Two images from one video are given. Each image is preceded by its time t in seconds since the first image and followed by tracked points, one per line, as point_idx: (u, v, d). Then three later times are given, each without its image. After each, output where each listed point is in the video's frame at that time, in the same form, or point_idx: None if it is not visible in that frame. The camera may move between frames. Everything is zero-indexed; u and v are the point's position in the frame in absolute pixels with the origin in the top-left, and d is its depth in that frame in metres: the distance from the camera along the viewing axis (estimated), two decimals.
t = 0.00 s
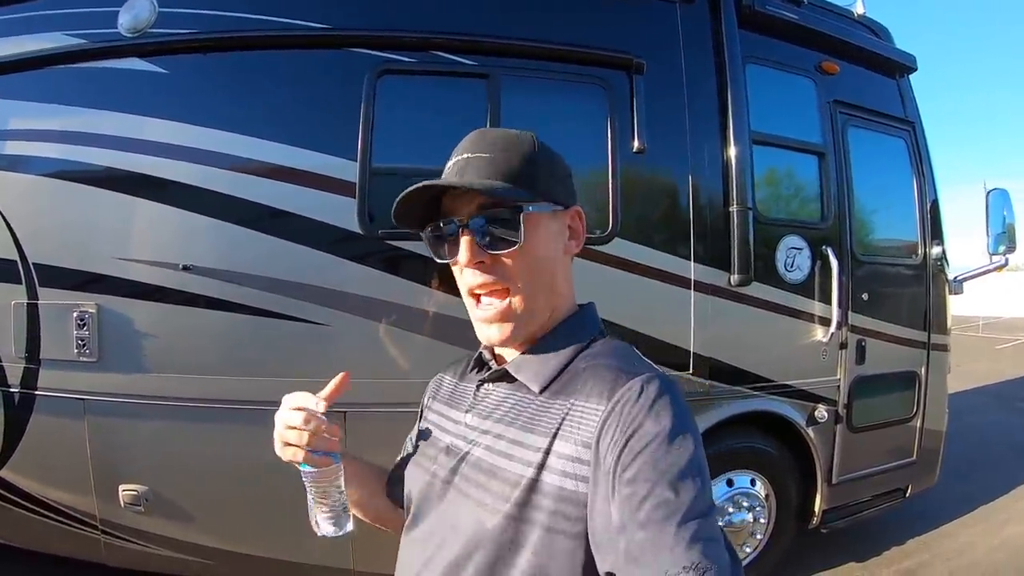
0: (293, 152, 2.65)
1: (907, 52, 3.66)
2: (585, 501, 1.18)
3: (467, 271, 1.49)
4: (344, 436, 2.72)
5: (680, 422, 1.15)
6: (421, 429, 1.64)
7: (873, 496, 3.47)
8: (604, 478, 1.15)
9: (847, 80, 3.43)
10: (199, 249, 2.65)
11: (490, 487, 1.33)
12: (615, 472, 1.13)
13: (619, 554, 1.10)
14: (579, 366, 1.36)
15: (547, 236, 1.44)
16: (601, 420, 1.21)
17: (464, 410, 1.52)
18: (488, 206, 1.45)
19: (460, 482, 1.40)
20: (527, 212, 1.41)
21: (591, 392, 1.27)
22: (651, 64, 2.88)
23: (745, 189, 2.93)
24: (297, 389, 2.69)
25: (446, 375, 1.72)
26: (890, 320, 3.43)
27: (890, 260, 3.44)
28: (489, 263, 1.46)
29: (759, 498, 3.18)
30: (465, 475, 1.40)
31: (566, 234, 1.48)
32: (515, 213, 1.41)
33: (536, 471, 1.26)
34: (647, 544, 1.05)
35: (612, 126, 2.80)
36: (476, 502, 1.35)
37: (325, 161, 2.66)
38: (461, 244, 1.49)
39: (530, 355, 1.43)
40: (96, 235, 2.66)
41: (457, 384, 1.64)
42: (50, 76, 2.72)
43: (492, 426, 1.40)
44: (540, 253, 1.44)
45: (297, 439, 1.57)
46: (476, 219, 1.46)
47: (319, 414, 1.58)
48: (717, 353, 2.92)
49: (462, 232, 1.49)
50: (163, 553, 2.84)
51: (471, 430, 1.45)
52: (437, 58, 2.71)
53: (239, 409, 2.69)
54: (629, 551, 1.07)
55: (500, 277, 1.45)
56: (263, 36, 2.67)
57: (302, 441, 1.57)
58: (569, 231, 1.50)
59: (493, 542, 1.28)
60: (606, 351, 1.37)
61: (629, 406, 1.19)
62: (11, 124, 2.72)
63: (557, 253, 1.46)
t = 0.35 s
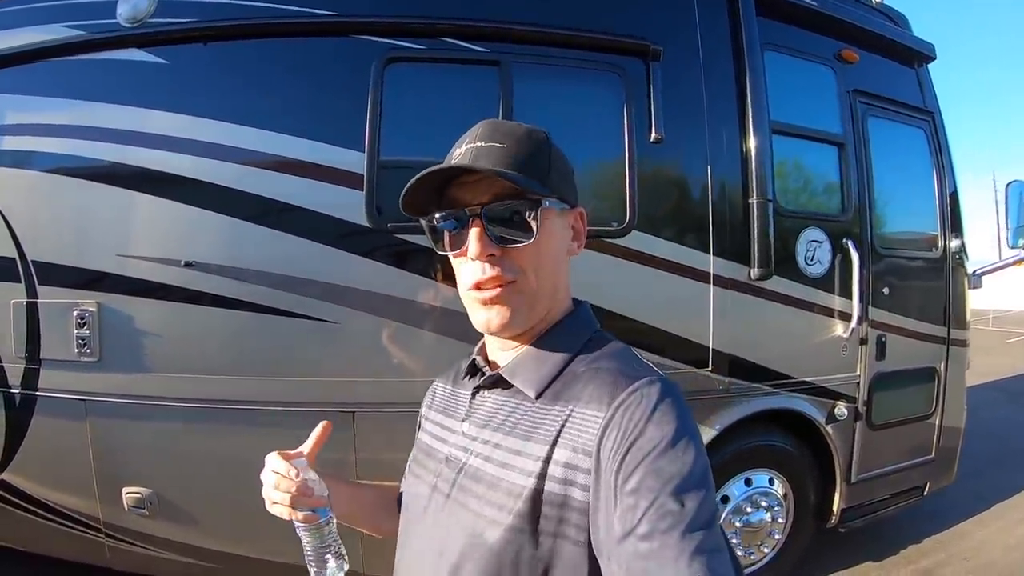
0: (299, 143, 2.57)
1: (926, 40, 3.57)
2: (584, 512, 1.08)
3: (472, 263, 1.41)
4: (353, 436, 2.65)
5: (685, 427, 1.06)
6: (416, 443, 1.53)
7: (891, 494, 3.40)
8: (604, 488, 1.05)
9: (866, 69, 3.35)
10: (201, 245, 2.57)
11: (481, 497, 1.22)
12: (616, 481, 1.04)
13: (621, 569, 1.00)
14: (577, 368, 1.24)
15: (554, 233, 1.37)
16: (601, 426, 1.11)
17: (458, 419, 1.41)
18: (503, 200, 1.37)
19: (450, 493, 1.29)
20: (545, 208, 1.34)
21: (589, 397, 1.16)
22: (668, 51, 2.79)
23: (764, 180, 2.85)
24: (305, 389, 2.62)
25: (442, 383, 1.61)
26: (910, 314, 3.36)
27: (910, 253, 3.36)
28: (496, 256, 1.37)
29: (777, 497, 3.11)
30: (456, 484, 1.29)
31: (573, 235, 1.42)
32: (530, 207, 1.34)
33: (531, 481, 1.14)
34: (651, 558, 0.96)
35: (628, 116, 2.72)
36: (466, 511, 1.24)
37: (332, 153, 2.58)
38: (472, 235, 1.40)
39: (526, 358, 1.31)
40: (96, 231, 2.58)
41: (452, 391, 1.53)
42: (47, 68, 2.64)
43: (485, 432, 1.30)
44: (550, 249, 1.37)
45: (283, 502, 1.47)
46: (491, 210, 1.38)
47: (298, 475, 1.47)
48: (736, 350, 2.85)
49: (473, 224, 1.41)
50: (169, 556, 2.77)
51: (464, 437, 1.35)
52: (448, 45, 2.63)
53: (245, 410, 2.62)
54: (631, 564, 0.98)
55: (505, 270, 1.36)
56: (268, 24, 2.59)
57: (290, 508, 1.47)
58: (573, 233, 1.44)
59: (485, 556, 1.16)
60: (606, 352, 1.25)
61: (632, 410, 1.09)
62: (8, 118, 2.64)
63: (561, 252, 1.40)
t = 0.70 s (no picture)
0: (305, 142, 2.58)
1: (931, 36, 3.57)
2: (594, 511, 1.09)
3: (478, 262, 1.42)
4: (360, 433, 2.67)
5: (691, 425, 1.07)
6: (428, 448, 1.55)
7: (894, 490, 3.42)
8: (614, 487, 1.07)
9: (870, 65, 3.34)
10: (208, 244, 2.59)
11: (493, 498, 1.24)
12: (624, 479, 1.05)
13: (631, 566, 1.01)
14: (585, 369, 1.25)
15: (560, 236, 1.38)
16: (609, 425, 1.12)
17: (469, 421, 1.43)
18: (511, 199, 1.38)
19: (463, 494, 1.31)
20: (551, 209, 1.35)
21: (597, 397, 1.18)
22: (672, 49, 2.79)
23: (768, 176, 2.86)
24: (311, 386, 2.64)
25: (452, 388, 1.62)
26: (914, 310, 3.37)
27: (914, 250, 3.37)
28: (502, 256, 1.38)
29: (781, 492, 3.13)
30: (468, 486, 1.31)
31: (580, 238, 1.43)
32: (538, 207, 1.35)
33: (542, 481, 1.16)
34: (659, 554, 0.97)
35: (633, 112, 2.72)
36: (479, 513, 1.26)
37: (338, 152, 2.59)
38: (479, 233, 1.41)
39: (535, 360, 1.32)
40: (103, 230, 2.60)
41: (463, 395, 1.54)
42: (53, 68, 2.65)
43: (495, 434, 1.31)
44: (556, 250, 1.38)
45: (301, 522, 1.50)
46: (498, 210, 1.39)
47: (312, 494, 1.51)
48: (740, 346, 2.86)
49: (480, 220, 1.42)
50: (178, 552, 2.80)
51: (475, 439, 1.36)
52: (453, 43, 2.63)
53: (252, 407, 2.64)
54: (640, 561, 0.99)
55: (510, 270, 1.38)
56: (273, 24, 2.59)
57: (309, 527, 1.50)
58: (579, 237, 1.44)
59: (497, 555, 1.18)
60: (613, 353, 1.27)
61: (639, 409, 1.10)
62: (13, 118, 2.65)
63: (566, 256, 1.40)
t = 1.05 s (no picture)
0: (315, 145, 2.60)
1: (940, 38, 3.56)
2: (612, 514, 1.11)
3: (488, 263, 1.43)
4: (370, 434, 2.68)
5: (706, 428, 1.08)
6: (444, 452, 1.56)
7: (902, 492, 3.42)
8: (630, 491, 1.08)
9: (878, 67, 3.34)
10: (219, 246, 2.60)
11: (510, 502, 1.25)
12: (640, 483, 1.06)
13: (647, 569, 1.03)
14: (601, 373, 1.26)
15: (572, 239, 1.38)
16: (624, 429, 1.13)
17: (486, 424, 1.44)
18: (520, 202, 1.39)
19: (481, 499, 1.32)
20: (560, 210, 1.36)
21: (612, 401, 1.18)
22: (680, 52, 2.80)
23: (776, 179, 2.87)
24: (321, 387, 2.65)
25: (467, 391, 1.63)
26: (922, 312, 3.36)
27: (922, 252, 3.36)
28: (512, 258, 1.39)
29: (789, 493, 3.14)
30: (485, 489, 1.32)
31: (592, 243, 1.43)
32: (548, 211, 1.36)
33: (559, 485, 1.17)
34: (675, 557, 0.98)
35: (641, 115, 2.73)
36: (496, 516, 1.27)
37: (347, 154, 2.60)
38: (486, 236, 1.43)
39: (552, 365, 1.33)
40: (115, 233, 2.62)
41: (479, 399, 1.56)
42: (64, 72, 2.67)
43: (511, 438, 1.32)
44: (566, 253, 1.38)
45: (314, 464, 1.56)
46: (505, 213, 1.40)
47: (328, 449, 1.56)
48: (748, 348, 2.87)
49: (489, 223, 1.43)
50: (187, 552, 2.82)
51: (492, 443, 1.37)
52: (462, 47, 2.64)
53: (262, 408, 2.66)
54: (656, 563, 1.01)
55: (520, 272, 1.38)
56: (283, 27, 2.61)
57: (318, 474, 1.56)
58: (593, 241, 1.44)
59: (513, 559, 1.20)
60: (628, 356, 1.27)
61: (654, 413, 1.11)
62: (26, 121, 2.68)
63: (577, 259, 1.40)
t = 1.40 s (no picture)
0: (321, 146, 2.62)
1: (937, 35, 3.59)
2: (636, 498, 1.13)
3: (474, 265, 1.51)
4: (377, 433, 2.70)
5: (730, 415, 1.09)
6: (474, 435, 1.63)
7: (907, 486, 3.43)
8: (654, 476, 1.10)
9: (877, 65, 3.37)
10: (227, 246, 2.63)
11: (536, 486, 1.29)
12: (663, 469, 1.08)
13: (668, 553, 1.05)
14: (625, 358, 1.28)
15: (545, 230, 1.36)
16: (648, 415, 1.15)
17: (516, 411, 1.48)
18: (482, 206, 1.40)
19: (508, 484, 1.36)
20: (506, 207, 1.33)
21: (637, 386, 1.20)
22: (681, 51, 2.83)
23: (777, 177, 2.89)
24: (329, 386, 2.67)
25: (496, 376, 1.70)
26: (924, 308, 3.38)
27: (923, 247, 3.39)
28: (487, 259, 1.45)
29: (794, 488, 3.16)
30: (514, 474, 1.36)
31: (572, 224, 1.37)
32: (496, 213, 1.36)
33: (583, 470, 1.21)
34: (696, 543, 1.00)
35: (643, 115, 2.76)
36: (522, 500, 1.31)
37: (352, 155, 2.63)
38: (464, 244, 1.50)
39: (575, 350, 1.35)
40: (123, 234, 2.64)
41: (507, 385, 1.60)
42: (72, 76, 2.70)
43: (540, 424, 1.36)
44: (531, 245, 1.37)
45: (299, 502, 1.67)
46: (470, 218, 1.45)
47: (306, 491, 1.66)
48: (752, 344, 2.89)
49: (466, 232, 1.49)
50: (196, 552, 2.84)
51: (521, 429, 1.41)
52: (465, 48, 2.67)
53: (270, 408, 2.67)
54: (678, 548, 1.03)
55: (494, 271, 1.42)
56: (288, 30, 2.64)
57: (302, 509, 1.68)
58: (579, 223, 1.37)
59: (538, 542, 1.24)
60: (652, 342, 1.29)
61: (678, 400, 1.12)
62: (33, 125, 2.71)
63: (558, 247, 1.37)
